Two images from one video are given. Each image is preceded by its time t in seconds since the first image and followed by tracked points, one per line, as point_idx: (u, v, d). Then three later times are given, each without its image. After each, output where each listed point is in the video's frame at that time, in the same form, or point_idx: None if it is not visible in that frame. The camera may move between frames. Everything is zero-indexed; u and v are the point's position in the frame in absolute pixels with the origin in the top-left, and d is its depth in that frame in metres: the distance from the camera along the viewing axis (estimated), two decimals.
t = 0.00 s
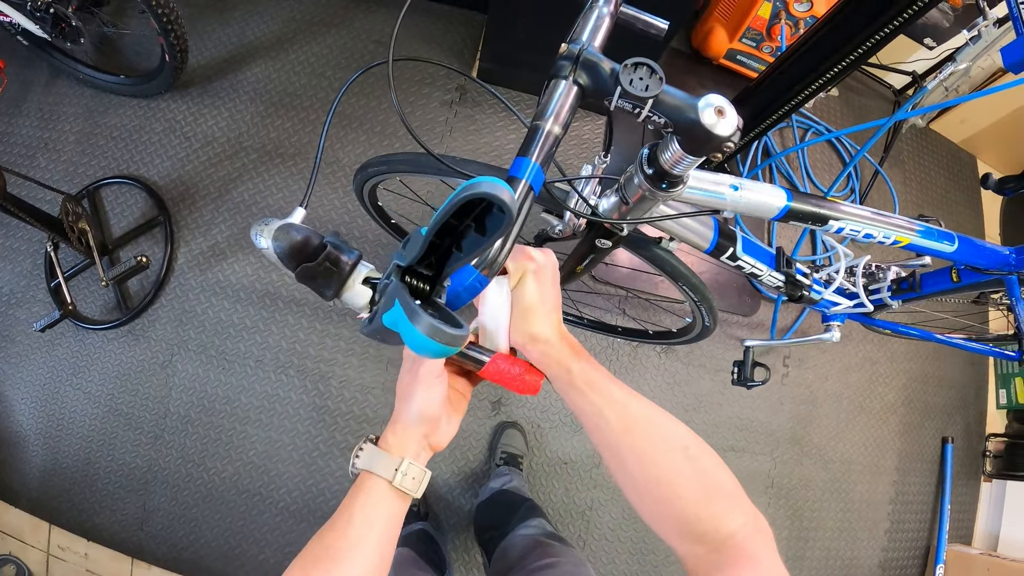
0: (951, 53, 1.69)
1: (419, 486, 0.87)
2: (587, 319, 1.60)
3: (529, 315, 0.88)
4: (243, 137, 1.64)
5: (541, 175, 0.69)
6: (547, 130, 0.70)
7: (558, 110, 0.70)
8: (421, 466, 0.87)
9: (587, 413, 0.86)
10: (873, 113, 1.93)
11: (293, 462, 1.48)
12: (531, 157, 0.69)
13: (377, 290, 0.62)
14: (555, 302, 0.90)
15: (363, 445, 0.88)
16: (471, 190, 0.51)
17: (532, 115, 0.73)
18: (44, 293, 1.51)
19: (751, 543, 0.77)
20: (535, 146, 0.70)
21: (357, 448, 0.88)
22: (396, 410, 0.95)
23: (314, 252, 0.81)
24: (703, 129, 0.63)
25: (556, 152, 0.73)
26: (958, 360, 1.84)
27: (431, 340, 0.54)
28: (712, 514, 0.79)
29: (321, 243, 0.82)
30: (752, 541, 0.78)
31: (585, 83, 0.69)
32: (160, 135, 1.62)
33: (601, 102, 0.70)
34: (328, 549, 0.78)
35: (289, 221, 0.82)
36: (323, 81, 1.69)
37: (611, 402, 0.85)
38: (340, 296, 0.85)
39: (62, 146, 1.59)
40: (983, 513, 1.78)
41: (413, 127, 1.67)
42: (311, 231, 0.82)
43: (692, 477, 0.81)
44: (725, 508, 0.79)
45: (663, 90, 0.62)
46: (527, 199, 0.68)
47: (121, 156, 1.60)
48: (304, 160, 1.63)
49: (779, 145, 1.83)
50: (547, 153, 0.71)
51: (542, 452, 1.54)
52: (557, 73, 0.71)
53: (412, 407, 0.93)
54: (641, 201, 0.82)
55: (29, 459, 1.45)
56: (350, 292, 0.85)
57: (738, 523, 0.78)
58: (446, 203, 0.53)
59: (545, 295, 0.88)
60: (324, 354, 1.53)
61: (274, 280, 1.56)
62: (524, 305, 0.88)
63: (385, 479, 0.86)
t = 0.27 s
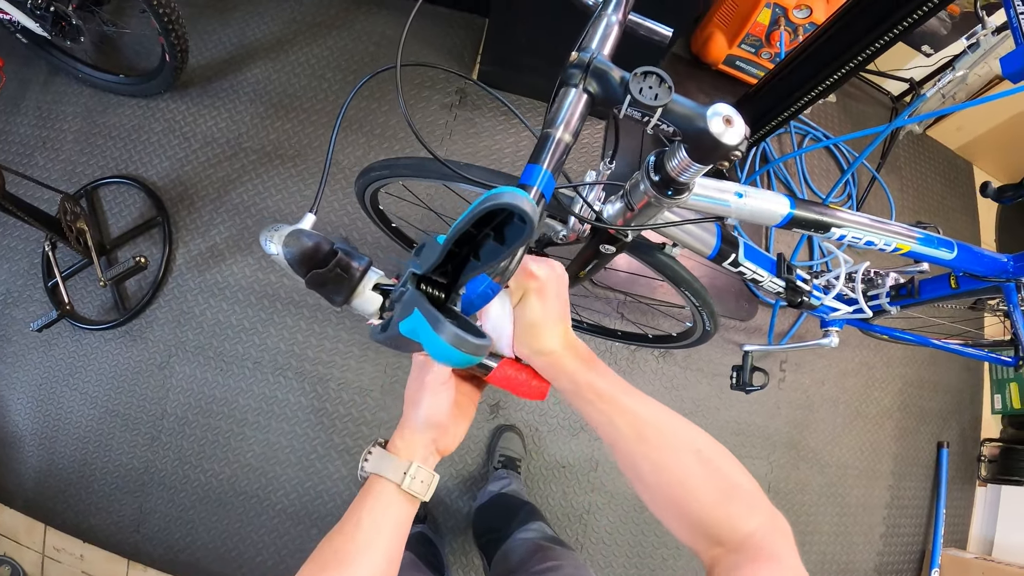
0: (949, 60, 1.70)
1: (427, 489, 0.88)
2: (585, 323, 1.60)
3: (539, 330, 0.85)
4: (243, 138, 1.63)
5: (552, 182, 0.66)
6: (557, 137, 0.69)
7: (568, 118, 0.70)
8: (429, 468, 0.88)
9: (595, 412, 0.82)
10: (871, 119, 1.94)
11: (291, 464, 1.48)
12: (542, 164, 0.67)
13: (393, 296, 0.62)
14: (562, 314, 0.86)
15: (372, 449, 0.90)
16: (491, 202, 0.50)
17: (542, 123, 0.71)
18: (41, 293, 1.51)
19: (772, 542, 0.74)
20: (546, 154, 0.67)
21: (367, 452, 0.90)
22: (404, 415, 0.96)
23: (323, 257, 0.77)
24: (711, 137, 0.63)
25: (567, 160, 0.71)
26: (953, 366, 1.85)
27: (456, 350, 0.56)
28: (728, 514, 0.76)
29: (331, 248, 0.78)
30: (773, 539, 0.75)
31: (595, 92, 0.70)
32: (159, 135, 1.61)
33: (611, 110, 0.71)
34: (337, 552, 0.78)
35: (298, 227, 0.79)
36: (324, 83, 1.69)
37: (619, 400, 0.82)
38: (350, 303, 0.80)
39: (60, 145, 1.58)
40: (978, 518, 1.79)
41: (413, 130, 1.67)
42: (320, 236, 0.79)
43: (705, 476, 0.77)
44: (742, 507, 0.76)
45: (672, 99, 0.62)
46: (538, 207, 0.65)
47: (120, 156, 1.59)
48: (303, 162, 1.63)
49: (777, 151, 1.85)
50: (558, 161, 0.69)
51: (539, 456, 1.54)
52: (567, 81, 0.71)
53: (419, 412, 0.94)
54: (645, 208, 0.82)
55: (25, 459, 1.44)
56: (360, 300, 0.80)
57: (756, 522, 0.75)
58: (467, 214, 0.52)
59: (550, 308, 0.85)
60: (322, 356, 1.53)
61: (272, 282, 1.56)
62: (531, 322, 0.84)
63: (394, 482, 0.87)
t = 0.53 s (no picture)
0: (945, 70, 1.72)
1: (441, 491, 0.89)
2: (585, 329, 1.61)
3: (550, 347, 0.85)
4: (242, 141, 1.63)
5: (565, 195, 0.66)
6: (571, 150, 0.69)
7: (581, 131, 0.70)
8: (442, 472, 0.89)
9: (603, 423, 0.84)
10: (867, 127, 1.96)
11: (289, 468, 1.48)
12: (557, 177, 0.67)
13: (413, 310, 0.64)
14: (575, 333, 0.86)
15: (386, 455, 0.92)
16: (518, 221, 0.49)
17: (554, 136, 0.71)
18: (39, 294, 1.50)
19: (781, 548, 0.76)
20: (559, 166, 0.67)
21: (381, 458, 0.92)
22: (418, 420, 0.97)
23: (337, 268, 0.78)
24: (719, 150, 0.64)
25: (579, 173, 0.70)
26: (948, 372, 1.87)
27: (488, 364, 0.57)
28: (737, 521, 0.77)
29: (345, 259, 0.79)
30: (781, 545, 0.76)
31: (607, 104, 0.72)
32: (159, 136, 1.61)
33: (623, 123, 0.72)
34: (353, 555, 0.79)
35: (313, 237, 0.81)
36: (324, 87, 1.69)
37: (626, 410, 0.83)
38: (363, 313, 0.81)
39: (59, 145, 1.58)
40: (972, 523, 1.80)
41: (412, 135, 1.68)
42: (335, 247, 0.80)
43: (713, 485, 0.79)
44: (752, 515, 0.77)
45: (683, 113, 0.62)
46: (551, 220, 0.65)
47: (119, 157, 1.59)
48: (303, 165, 1.63)
49: (775, 159, 1.86)
50: (570, 173, 0.69)
51: (537, 460, 1.54)
52: (579, 94, 0.72)
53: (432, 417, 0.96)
54: (652, 217, 0.83)
55: (21, 461, 1.43)
56: (373, 309, 0.81)
57: (765, 529, 0.76)
58: (492, 233, 0.51)
59: (562, 327, 0.85)
60: (321, 360, 1.53)
61: (271, 285, 1.56)
62: (542, 337, 0.84)
63: (408, 486, 0.88)
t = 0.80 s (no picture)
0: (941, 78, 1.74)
1: (445, 488, 0.93)
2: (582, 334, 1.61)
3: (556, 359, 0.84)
4: (241, 142, 1.63)
5: (571, 204, 0.68)
6: (576, 160, 0.70)
7: (586, 141, 0.71)
8: (447, 470, 0.93)
9: (613, 434, 0.84)
10: (864, 134, 1.97)
11: (285, 471, 1.47)
12: (562, 186, 0.69)
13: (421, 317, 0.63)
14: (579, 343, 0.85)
15: (392, 452, 0.95)
16: (526, 235, 0.47)
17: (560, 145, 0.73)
18: (34, 294, 1.49)
19: (786, 555, 0.78)
20: (566, 175, 0.69)
21: (387, 455, 0.95)
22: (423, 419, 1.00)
23: (342, 274, 0.74)
24: (721, 161, 0.64)
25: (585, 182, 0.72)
26: (942, 379, 1.88)
27: (499, 375, 0.56)
28: (744, 531, 0.78)
29: (351, 265, 0.75)
30: (787, 551, 0.78)
31: (612, 115, 0.72)
32: (157, 137, 1.61)
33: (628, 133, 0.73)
34: (358, 550, 0.82)
35: (317, 241, 0.75)
36: (323, 89, 1.69)
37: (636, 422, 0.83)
38: (367, 320, 0.78)
39: (56, 145, 1.57)
40: (965, 528, 1.81)
41: (410, 139, 1.68)
42: (339, 251, 0.75)
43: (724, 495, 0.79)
44: (758, 522, 0.79)
45: (687, 124, 0.63)
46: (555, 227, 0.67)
47: (116, 157, 1.58)
48: (301, 168, 1.63)
49: (771, 165, 1.87)
50: (576, 182, 0.71)
51: (533, 465, 1.54)
52: (585, 104, 0.73)
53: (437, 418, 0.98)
54: (653, 226, 0.83)
55: (15, 462, 1.42)
56: (378, 316, 0.78)
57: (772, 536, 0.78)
58: (502, 245, 0.50)
59: (567, 339, 0.83)
60: (318, 363, 1.52)
61: (268, 287, 1.55)
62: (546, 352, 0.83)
63: (414, 483, 0.92)
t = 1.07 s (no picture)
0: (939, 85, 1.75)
1: (447, 491, 0.93)
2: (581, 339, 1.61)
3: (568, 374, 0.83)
4: (241, 144, 1.63)
5: (581, 212, 0.75)
6: (586, 169, 0.75)
7: (595, 150, 0.75)
8: (448, 473, 0.93)
9: (629, 443, 0.82)
10: (862, 141, 1.98)
11: (283, 474, 1.47)
12: (572, 195, 0.75)
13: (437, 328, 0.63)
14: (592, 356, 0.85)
15: (394, 455, 0.95)
16: (548, 250, 0.47)
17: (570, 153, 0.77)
18: (32, 294, 1.48)
19: (801, 561, 0.77)
20: (575, 184, 0.75)
21: (389, 458, 0.95)
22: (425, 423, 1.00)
23: (353, 284, 0.77)
24: (728, 169, 0.65)
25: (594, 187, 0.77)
26: (939, 384, 1.89)
27: (525, 388, 0.55)
28: (760, 537, 0.78)
29: (361, 276, 0.78)
30: (802, 558, 0.78)
31: (621, 123, 0.73)
32: (156, 138, 1.60)
33: (635, 141, 0.73)
34: (361, 554, 0.81)
35: (328, 253, 0.79)
36: (323, 92, 1.69)
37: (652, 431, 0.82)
38: (379, 330, 0.80)
39: (56, 145, 1.57)
40: (961, 533, 1.82)
41: (410, 142, 1.68)
42: (350, 262, 0.79)
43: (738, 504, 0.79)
44: (772, 527, 0.79)
45: (695, 133, 0.64)
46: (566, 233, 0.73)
47: (116, 158, 1.58)
48: (301, 170, 1.63)
49: (770, 172, 1.88)
50: (586, 189, 0.77)
51: (531, 469, 1.54)
52: (593, 113, 0.75)
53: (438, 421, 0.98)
54: (658, 232, 0.83)
55: (11, 463, 1.41)
56: (389, 326, 0.79)
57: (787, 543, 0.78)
58: (522, 258, 0.50)
59: (575, 352, 0.83)
60: (316, 366, 1.52)
61: (267, 290, 1.55)
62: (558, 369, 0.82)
63: (415, 486, 0.91)
